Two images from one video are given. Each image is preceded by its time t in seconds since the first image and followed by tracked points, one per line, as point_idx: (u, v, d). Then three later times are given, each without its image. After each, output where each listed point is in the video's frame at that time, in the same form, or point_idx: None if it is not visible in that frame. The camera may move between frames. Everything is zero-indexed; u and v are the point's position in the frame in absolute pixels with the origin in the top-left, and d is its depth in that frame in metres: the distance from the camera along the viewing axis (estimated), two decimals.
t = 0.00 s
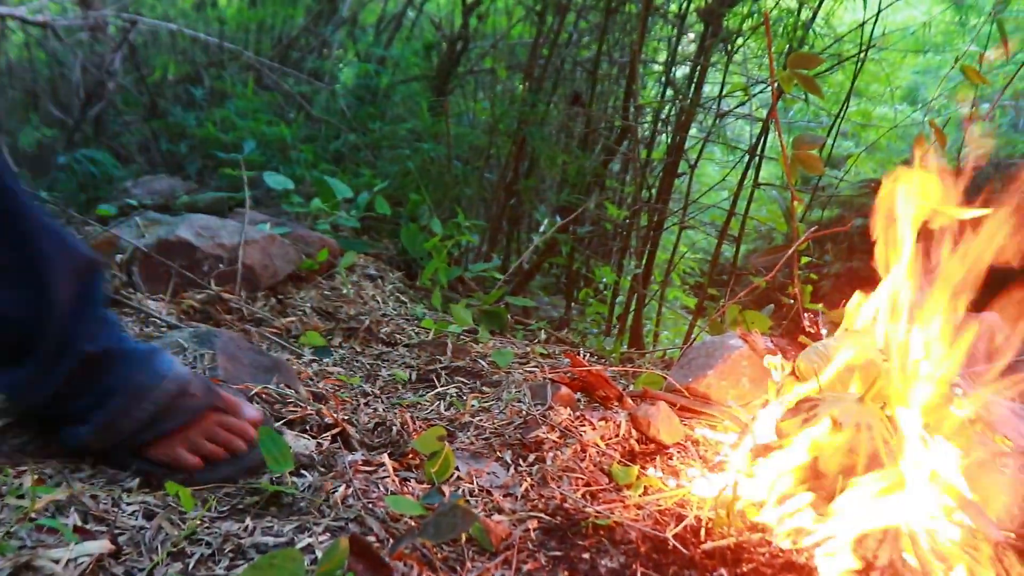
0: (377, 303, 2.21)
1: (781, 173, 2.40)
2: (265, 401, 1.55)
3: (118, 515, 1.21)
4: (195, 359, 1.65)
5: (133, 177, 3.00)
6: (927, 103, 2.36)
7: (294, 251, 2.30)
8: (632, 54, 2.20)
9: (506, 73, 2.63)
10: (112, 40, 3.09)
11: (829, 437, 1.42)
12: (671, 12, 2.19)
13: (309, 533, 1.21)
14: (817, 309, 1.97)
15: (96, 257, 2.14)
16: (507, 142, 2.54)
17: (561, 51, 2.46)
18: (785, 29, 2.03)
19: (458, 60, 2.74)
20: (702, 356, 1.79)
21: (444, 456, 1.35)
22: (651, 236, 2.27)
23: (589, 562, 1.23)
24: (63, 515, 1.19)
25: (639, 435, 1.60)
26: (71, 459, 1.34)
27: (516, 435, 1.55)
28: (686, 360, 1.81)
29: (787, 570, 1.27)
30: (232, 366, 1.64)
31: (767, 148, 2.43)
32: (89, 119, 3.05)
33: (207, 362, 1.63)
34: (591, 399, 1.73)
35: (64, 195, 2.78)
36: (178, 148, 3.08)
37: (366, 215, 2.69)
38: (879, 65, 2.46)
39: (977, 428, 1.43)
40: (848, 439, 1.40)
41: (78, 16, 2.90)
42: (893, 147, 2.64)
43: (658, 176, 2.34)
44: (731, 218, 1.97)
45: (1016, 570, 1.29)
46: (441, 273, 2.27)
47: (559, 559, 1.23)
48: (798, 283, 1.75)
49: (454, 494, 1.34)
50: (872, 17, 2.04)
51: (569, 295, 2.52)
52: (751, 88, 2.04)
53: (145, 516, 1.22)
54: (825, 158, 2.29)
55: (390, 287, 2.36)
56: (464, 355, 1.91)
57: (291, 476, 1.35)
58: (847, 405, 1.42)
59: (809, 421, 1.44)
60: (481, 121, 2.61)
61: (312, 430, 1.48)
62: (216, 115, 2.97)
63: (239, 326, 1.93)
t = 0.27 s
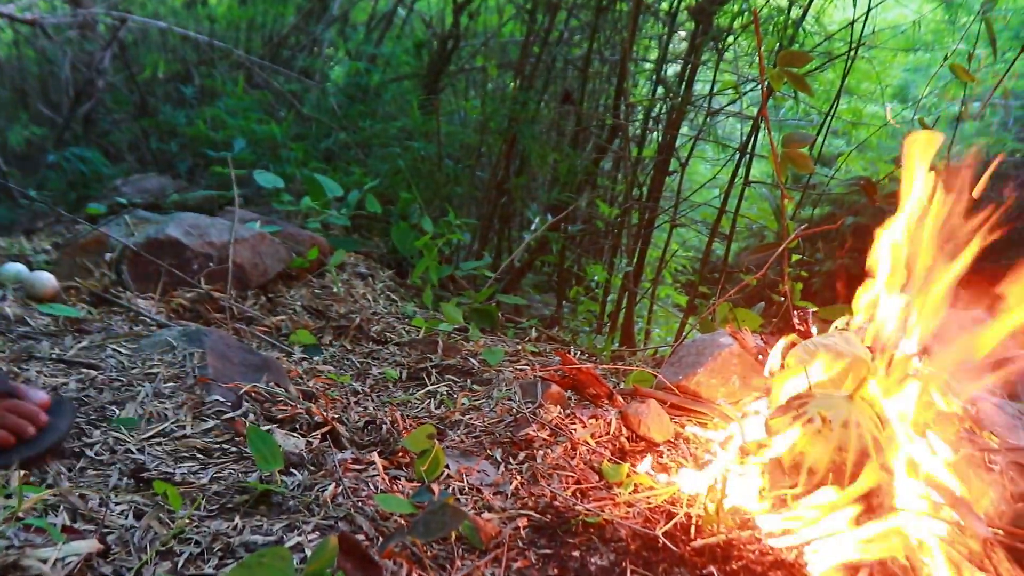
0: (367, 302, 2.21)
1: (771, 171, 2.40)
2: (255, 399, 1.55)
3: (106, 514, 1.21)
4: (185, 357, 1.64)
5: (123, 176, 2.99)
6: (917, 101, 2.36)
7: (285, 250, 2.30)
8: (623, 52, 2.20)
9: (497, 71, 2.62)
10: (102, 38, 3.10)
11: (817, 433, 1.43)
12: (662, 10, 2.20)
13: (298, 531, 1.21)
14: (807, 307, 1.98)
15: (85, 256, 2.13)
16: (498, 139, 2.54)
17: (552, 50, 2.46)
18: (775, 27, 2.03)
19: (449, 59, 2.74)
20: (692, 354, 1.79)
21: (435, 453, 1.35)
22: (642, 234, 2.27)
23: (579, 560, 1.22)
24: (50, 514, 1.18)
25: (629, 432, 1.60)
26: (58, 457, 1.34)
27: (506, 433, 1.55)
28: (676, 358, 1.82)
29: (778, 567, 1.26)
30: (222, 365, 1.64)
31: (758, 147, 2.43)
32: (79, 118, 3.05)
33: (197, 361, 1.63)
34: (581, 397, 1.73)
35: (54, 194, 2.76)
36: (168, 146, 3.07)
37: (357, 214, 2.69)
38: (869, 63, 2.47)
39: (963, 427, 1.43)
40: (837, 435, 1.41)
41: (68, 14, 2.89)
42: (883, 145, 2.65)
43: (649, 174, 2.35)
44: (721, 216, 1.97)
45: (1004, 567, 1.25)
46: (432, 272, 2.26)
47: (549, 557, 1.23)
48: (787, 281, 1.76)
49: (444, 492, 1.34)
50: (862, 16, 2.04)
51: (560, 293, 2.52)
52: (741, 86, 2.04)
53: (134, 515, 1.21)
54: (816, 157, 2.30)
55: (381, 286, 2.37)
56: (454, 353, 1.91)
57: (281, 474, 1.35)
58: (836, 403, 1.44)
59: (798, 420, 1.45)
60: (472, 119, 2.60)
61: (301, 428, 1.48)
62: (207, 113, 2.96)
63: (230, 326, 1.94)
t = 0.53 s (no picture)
0: (367, 302, 2.21)
1: (772, 172, 2.40)
2: (254, 399, 1.55)
3: (105, 514, 1.21)
4: (185, 357, 1.64)
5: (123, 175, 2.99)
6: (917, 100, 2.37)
7: (285, 250, 2.30)
8: (623, 52, 2.20)
9: (497, 71, 2.61)
10: (102, 37, 3.09)
11: (817, 433, 1.42)
12: (662, 10, 2.20)
13: (297, 531, 1.21)
14: (807, 307, 1.98)
15: (84, 255, 2.13)
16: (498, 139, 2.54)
17: (553, 50, 2.46)
18: (775, 27, 2.03)
19: (449, 58, 2.74)
20: (691, 354, 1.79)
21: (434, 452, 1.35)
22: (642, 235, 2.27)
23: (578, 560, 1.22)
24: (49, 514, 1.18)
25: (629, 432, 1.60)
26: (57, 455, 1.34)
27: (506, 433, 1.55)
28: (676, 358, 1.82)
29: (776, 568, 1.24)
30: (221, 365, 1.64)
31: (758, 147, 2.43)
32: (79, 117, 3.05)
33: (197, 360, 1.63)
34: (581, 397, 1.73)
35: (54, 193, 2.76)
36: (168, 145, 3.07)
37: (357, 213, 2.69)
38: (870, 64, 2.47)
39: (963, 427, 1.46)
40: (836, 435, 1.40)
41: (69, 13, 2.89)
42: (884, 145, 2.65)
43: (649, 174, 2.35)
44: (721, 216, 1.97)
45: (1004, 567, 1.24)
46: (432, 271, 2.26)
47: (548, 557, 1.22)
48: (787, 281, 1.75)
49: (443, 491, 1.34)
50: (862, 16, 2.04)
51: (560, 293, 2.52)
52: (741, 86, 2.04)
53: (133, 515, 1.21)
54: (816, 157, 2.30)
55: (381, 286, 2.37)
56: (454, 353, 1.91)
57: (280, 474, 1.35)
58: (835, 403, 1.43)
59: (796, 421, 1.45)
60: (472, 119, 2.60)
61: (301, 428, 1.48)
62: (207, 112, 2.96)
63: (230, 325, 1.94)
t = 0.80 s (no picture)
0: (368, 301, 2.21)
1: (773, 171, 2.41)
2: (255, 398, 1.54)
3: (105, 513, 1.21)
4: (186, 356, 1.64)
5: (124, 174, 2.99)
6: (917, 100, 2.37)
7: (285, 249, 2.30)
8: (624, 52, 2.20)
9: (498, 70, 2.61)
10: (103, 37, 3.08)
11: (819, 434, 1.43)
12: (663, 10, 2.20)
13: (298, 531, 1.21)
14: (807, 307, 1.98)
15: (84, 254, 2.12)
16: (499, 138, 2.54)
17: (553, 49, 2.46)
18: (776, 27, 2.03)
19: (450, 58, 2.74)
20: (693, 354, 1.79)
21: (434, 452, 1.35)
22: (642, 235, 2.27)
23: (579, 560, 1.22)
24: (49, 513, 1.18)
25: (630, 433, 1.60)
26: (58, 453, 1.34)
27: (507, 433, 1.55)
28: (676, 358, 1.82)
29: (778, 569, 1.23)
30: (222, 364, 1.64)
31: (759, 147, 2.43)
32: (80, 116, 3.04)
33: (197, 360, 1.63)
34: (581, 397, 1.73)
35: (54, 192, 2.76)
36: (168, 144, 3.06)
37: (357, 213, 2.69)
38: (871, 64, 2.47)
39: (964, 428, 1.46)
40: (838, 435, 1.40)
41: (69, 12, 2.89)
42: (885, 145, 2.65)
43: (649, 174, 2.34)
44: (722, 215, 1.97)
45: (1005, 567, 1.26)
46: (433, 271, 2.26)
47: (548, 557, 1.22)
48: (789, 282, 1.75)
49: (444, 491, 1.34)
50: (864, 16, 2.04)
51: (560, 293, 2.52)
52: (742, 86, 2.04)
53: (133, 514, 1.21)
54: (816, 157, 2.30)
55: (381, 285, 2.37)
56: (454, 352, 1.91)
57: (281, 473, 1.35)
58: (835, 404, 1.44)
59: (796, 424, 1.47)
60: (473, 119, 2.60)
61: (301, 428, 1.48)
62: (207, 111, 2.96)
63: (230, 325, 1.93)
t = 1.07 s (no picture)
0: (366, 301, 2.21)
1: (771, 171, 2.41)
2: (253, 398, 1.54)
3: (103, 513, 1.21)
4: (183, 356, 1.64)
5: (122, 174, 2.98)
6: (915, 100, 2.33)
7: (283, 249, 2.30)
8: (622, 52, 2.20)
9: (496, 70, 2.61)
10: (101, 37, 3.07)
11: (817, 433, 1.41)
12: (661, 9, 2.20)
13: (296, 530, 1.21)
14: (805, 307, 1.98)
15: (83, 254, 2.12)
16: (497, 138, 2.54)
17: (552, 49, 2.46)
18: (774, 27, 2.03)
19: (448, 57, 2.74)
20: (690, 353, 1.78)
21: (432, 452, 1.35)
22: (640, 234, 2.27)
23: (576, 560, 1.22)
24: (47, 513, 1.18)
25: (627, 432, 1.60)
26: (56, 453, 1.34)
27: (504, 433, 1.55)
28: (674, 358, 1.82)
29: (774, 568, 1.25)
30: (219, 364, 1.63)
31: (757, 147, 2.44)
32: (78, 116, 3.03)
33: (195, 359, 1.63)
34: (579, 397, 1.73)
35: (52, 192, 2.75)
36: (167, 144, 3.06)
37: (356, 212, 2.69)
38: (869, 64, 2.47)
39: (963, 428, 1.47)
40: (835, 435, 1.39)
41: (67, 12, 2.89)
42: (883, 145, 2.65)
43: (648, 173, 2.34)
44: (720, 215, 1.97)
45: (1000, 567, 1.29)
46: (431, 271, 2.26)
47: (546, 557, 1.22)
48: (786, 281, 1.75)
49: (442, 491, 1.34)
50: (861, 16, 2.04)
51: (559, 293, 2.52)
52: (740, 86, 2.04)
53: (131, 514, 1.21)
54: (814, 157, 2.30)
55: (379, 285, 2.37)
56: (452, 352, 1.91)
57: (278, 473, 1.35)
58: (833, 403, 1.43)
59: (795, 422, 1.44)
60: (471, 118, 2.60)
61: (299, 427, 1.48)
62: (206, 111, 2.96)
63: (228, 324, 1.93)
